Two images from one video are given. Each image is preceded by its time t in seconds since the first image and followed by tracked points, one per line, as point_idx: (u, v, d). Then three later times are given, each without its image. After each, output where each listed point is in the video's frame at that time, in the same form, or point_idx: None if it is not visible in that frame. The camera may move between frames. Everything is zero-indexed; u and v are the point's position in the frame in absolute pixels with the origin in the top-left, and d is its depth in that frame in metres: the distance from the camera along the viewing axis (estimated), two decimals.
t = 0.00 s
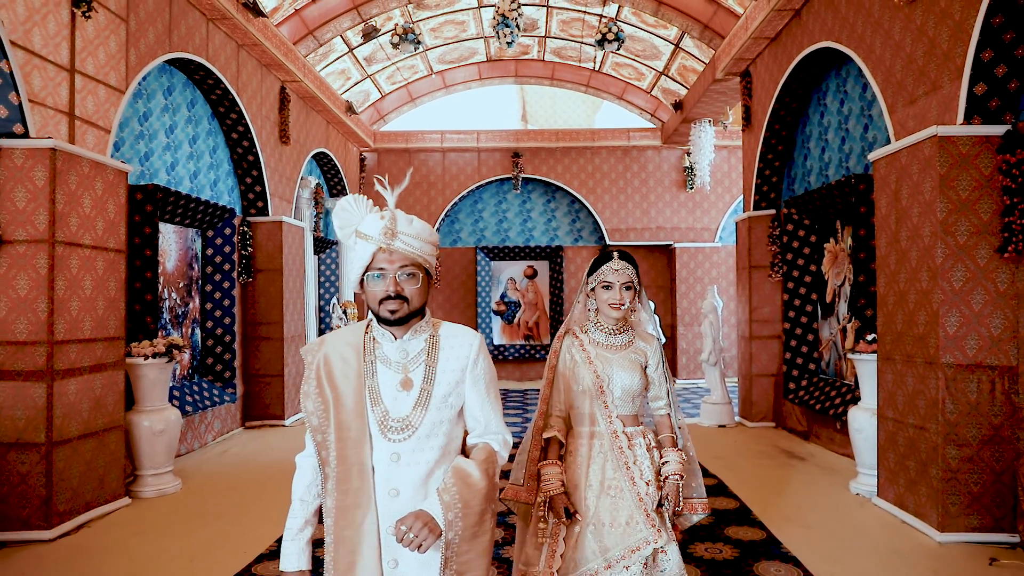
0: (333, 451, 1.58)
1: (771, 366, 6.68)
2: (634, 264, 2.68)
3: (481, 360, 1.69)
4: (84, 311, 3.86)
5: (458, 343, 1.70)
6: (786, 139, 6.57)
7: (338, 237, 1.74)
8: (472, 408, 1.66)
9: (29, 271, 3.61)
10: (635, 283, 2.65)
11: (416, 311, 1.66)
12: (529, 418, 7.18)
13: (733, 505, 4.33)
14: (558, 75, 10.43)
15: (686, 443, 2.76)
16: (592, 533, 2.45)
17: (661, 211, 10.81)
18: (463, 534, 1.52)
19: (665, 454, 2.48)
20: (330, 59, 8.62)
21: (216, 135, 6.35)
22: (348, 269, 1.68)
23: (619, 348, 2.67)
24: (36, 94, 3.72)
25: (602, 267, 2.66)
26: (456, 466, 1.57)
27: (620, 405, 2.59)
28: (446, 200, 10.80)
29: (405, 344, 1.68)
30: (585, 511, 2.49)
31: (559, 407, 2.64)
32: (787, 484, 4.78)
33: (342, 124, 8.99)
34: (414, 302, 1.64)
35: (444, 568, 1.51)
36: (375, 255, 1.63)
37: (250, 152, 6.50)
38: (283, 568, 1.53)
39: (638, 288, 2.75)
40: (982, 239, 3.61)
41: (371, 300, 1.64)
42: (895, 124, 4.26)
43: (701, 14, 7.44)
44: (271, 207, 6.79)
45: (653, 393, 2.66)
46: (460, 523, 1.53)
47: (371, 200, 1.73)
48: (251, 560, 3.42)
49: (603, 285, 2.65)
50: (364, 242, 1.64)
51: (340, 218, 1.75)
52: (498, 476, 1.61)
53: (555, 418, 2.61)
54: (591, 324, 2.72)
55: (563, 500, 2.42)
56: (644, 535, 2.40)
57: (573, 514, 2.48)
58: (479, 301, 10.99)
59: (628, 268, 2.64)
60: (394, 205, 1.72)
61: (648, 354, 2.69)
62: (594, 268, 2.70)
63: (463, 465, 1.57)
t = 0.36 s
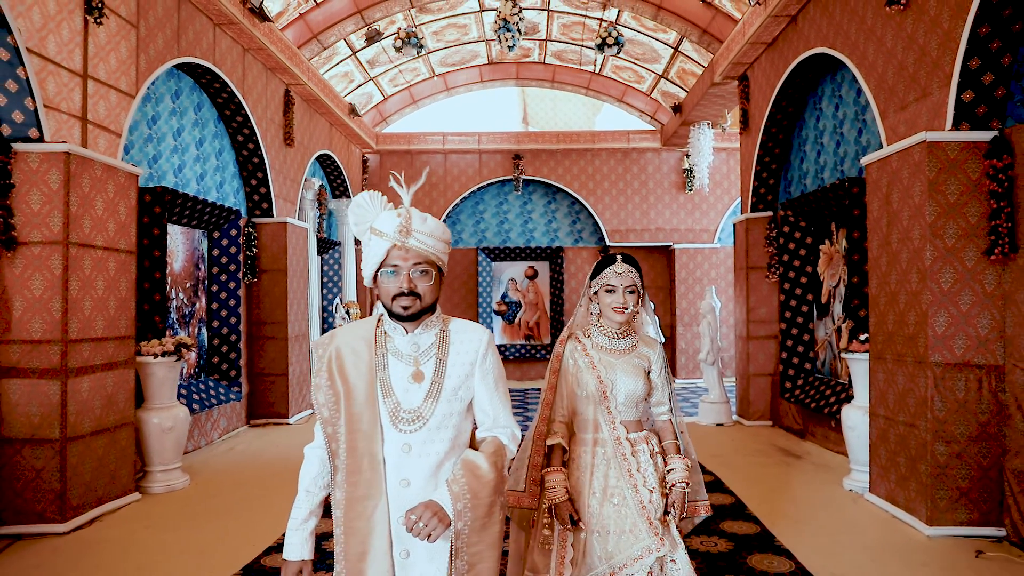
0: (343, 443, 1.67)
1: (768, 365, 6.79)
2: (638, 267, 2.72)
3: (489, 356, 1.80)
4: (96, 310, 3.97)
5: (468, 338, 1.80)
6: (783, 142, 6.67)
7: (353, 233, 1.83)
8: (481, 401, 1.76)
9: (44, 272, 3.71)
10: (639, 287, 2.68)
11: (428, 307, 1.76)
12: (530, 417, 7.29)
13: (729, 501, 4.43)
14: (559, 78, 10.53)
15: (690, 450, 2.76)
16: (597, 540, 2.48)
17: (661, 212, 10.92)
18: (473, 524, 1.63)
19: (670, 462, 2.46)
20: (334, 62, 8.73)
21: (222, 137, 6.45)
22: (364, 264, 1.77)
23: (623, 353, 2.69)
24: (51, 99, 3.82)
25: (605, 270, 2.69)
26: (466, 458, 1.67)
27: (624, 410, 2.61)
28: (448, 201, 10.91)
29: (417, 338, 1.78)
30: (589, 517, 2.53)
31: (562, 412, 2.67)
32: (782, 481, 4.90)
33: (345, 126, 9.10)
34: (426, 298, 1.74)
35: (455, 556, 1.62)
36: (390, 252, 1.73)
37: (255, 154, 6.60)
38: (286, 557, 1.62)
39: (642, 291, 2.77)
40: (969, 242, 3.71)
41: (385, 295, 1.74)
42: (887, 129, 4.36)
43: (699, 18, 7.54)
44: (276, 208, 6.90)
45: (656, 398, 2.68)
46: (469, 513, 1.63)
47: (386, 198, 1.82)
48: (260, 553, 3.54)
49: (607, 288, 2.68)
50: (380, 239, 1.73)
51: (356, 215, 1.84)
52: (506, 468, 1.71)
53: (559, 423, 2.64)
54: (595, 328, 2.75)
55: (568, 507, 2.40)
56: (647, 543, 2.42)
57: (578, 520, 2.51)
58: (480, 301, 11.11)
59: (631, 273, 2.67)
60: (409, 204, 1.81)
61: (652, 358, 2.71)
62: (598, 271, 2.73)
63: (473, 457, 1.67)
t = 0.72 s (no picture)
0: (349, 437, 1.72)
1: (766, 365, 6.88)
2: (641, 269, 2.64)
3: (495, 354, 1.84)
4: (106, 311, 4.06)
5: (474, 336, 1.86)
6: (780, 144, 6.76)
7: (361, 232, 1.89)
8: (487, 398, 1.81)
9: (56, 272, 3.80)
10: (643, 290, 2.60)
11: (435, 304, 1.83)
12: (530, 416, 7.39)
13: (725, 497, 4.53)
14: (559, 80, 10.63)
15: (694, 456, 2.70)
16: (601, 546, 2.43)
17: (660, 213, 11.01)
18: (479, 518, 1.66)
19: (675, 468, 2.43)
20: (336, 64, 8.82)
21: (226, 140, 6.54)
22: (372, 263, 1.83)
23: (627, 357, 2.61)
24: (63, 104, 3.91)
25: (608, 272, 2.62)
26: (472, 454, 1.69)
27: (627, 415, 2.55)
28: (449, 202, 10.99)
29: (423, 335, 1.84)
30: (593, 522, 2.47)
31: (565, 417, 2.60)
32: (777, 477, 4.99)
33: (348, 128, 9.20)
34: (433, 295, 1.81)
35: (462, 550, 1.66)
36: (397, 250, 1.79)
37: (259, 156, 6.69)
38: (295, 547, 1.68)
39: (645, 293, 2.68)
40: (959, 243, 3.80)
41: (394, 293, 1.80)
42: (880, 132, 4.45)
43: (697, 22, 7.64)
44: (279, 209, 6.99)
45: (661, 403, 2.63)
46: (475, 508, 1.66)
47: (392, 198, 1.88)
48: (266, 547, 3.64)
49: (609, 291, 2.61)
50: (387, 238, 1.79)
51: (363, 214, 1.90)
52: (511, 463, 1.73)
53: (562, 429, 2.59)
54: (598, 331, 2.66)
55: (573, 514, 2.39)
56: (650, 551, 2.37)
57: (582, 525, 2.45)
58: (482, 301, 11.28)
59: (635, 275, 2.60)
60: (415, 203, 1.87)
61: (656, 363, 2.64)
62: (600, 274, 2.65)
63: (478, 454, 1.69)
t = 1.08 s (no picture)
0: (353, 434, 1.80)
1: (762, 364, 6.98)
2: (642, 261, 2.71)
3: (497, 352, 1.91)
4: (115, 310, 4.15)
5: (475, 335, 1.92)
6: (776, 147, 6.85)
7: (364, 234, 1.95)
8: (488, 396, 1.88)
9: (66, 273, 3.89)
10: (644, 283, 2.67)
11: (437, 305, 1.90)
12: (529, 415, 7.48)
13: (721, 493, 4.62)
14: (559, 82, 10.72)
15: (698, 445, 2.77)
16: (604, 540, 2.46)
17: (659, 214, 11.10)
18: (479, 513, 1.73)
19: (677, 459, 2.47)
20: (339, 67, 8.92)
21: (230, 142, 6.63)
22: (375, 264, 1.90)
23: (628, 349, 2.68)
24: (73, 108, 3.99)
25: (608, 265, 2.70)
26: (471, 451, 1.76)
27: (629, 408, 2.62)
28: (449, 203, 11.08)
29: (426, 335, 1.91)
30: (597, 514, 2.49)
31: (567, 411, 2.65)
32: (773, 474, 5.09)
33: (349, 130, 9.29)
34: (434, 296, 1.87)
35: (462, 544, 1.72)
36: (400, 253, 1.85)
37: (262, 158, 6.79)
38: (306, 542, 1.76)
39: (647, 286, 2.75)
40: (948, 245, 3.90)
41: (396, 294, 1.86)
42: (872, 136, 4.54)
43: (696, 26, 7.73)
44: (282, 210, 7.08)
45: (664, 395, 2.70)
46: (474, 503, 1.73)
47: (395, 200, 1.94)
48: (273, 541, 3.74)
49: (611, 283, 2.68)
50: (390, 241, 1.86)
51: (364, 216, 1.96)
52: (510, 459, 1.81)
53: (564, 422, 2.62)
54: (600, 325, 2.74)
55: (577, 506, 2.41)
56: (654, 544, 2.39)
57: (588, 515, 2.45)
58: (482, 301, 11.39)
59: (636, 267, 2.67)
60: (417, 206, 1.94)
61: (659, 355, 2.72)
62: (602, 267, 2.73)
63: (478, 451, 1.77)
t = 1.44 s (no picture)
0: (355, 435, 1.84)
1: (758, 363, 7.08)
2: (639, 257, 2.67)
3: (495, 353, 1.97)
4: (122, 312, 4.24)
5: (474, 337, 1.98)
6: (771, 149, 6.95)
7: (363, 239, 2.01)
8: (486, 397, 1.94)
9: (74, 275, 3.97)
10: (642, 279, 2.62)
11: (436, 308, 1.95)
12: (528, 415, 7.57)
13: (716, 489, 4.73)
14: (557, 84, 10.81)
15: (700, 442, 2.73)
16: (600, 535, 2.42)
17: (656, 215, 11.20)
18: (478, 511, 1.80)
19: (676, 456, 2.45)
20: (339, 70, 9.01)
21: (232, 145, 6.71)
22: (375, 269, 1.95)
23: (627, 345, 2.63)
24: (80, 114, 4.07)
25: (606, 260, 2.66)
26: (471, 450, 1.83)
27: (626, 404, 2.58)
28: (449, 204, 11.17)
29: (425, 337, 1.96)
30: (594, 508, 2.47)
31: (566, 406, 2.65)
32: (766, 471, 5.18)
33: (349, 132, 9.37)
34: (433, 299, 1.93)
35: (461, 541, 1.79)
36: (398, 257, 1.91)
37: (264, 161, 6.87)
38: (312, 541, 1.82)
39: (645, 282, 2.71)
40: (936, 247, 4.00)
41: (397, 298, 1.92)
42: (863, 140, 4.64)
43: (692, 29, 7.84)
44: (284, 212, 7.17)
45: (665, 391, 2.65)
46: (473, 501, 1.80)
47: (394, 205, 1.99)
48: (278, 536, 3.85)
49: (607, 279, 2.64)
50: (389, 245, 1.91)
51: (364, 220, 2.01)
52: (508, 458, 1.88)
53: (562, 418, 2.60)
54: (598, 321, 2.69)
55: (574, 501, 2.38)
56: (653, 540, 2.39)
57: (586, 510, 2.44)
58: (481, 301, 11.46)
59: (633, 263, 2.63)
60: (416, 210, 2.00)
61: (658, 351, 2.66)
62: (599, 262, 2.69)
63: (477, 450, 1.83)
